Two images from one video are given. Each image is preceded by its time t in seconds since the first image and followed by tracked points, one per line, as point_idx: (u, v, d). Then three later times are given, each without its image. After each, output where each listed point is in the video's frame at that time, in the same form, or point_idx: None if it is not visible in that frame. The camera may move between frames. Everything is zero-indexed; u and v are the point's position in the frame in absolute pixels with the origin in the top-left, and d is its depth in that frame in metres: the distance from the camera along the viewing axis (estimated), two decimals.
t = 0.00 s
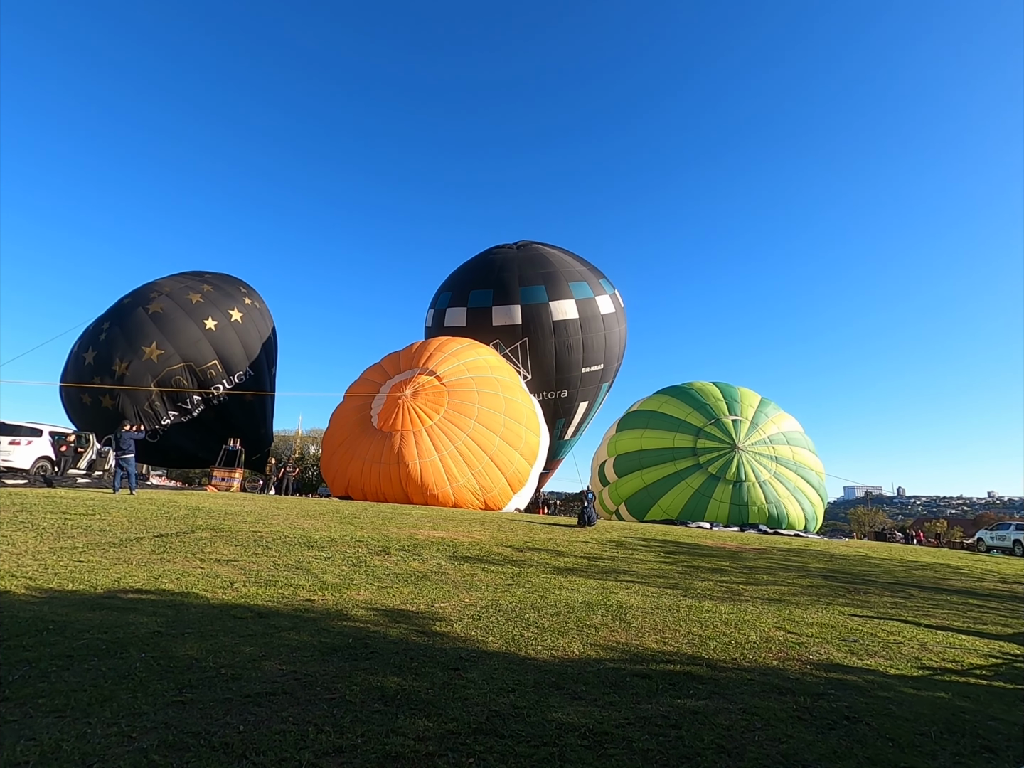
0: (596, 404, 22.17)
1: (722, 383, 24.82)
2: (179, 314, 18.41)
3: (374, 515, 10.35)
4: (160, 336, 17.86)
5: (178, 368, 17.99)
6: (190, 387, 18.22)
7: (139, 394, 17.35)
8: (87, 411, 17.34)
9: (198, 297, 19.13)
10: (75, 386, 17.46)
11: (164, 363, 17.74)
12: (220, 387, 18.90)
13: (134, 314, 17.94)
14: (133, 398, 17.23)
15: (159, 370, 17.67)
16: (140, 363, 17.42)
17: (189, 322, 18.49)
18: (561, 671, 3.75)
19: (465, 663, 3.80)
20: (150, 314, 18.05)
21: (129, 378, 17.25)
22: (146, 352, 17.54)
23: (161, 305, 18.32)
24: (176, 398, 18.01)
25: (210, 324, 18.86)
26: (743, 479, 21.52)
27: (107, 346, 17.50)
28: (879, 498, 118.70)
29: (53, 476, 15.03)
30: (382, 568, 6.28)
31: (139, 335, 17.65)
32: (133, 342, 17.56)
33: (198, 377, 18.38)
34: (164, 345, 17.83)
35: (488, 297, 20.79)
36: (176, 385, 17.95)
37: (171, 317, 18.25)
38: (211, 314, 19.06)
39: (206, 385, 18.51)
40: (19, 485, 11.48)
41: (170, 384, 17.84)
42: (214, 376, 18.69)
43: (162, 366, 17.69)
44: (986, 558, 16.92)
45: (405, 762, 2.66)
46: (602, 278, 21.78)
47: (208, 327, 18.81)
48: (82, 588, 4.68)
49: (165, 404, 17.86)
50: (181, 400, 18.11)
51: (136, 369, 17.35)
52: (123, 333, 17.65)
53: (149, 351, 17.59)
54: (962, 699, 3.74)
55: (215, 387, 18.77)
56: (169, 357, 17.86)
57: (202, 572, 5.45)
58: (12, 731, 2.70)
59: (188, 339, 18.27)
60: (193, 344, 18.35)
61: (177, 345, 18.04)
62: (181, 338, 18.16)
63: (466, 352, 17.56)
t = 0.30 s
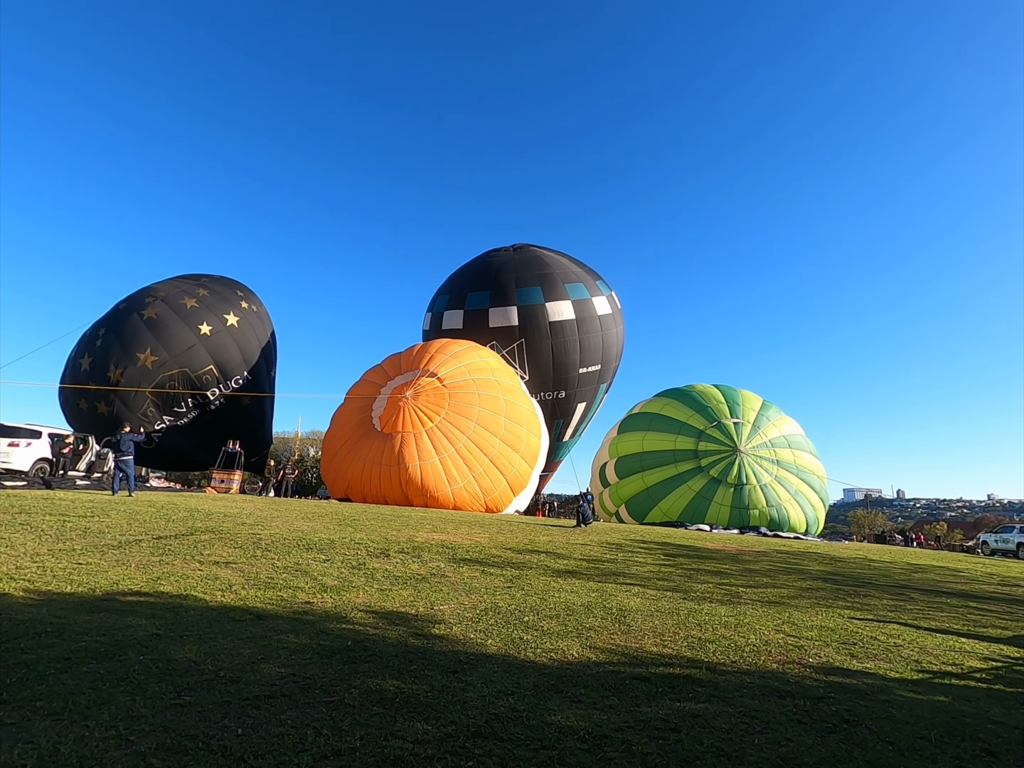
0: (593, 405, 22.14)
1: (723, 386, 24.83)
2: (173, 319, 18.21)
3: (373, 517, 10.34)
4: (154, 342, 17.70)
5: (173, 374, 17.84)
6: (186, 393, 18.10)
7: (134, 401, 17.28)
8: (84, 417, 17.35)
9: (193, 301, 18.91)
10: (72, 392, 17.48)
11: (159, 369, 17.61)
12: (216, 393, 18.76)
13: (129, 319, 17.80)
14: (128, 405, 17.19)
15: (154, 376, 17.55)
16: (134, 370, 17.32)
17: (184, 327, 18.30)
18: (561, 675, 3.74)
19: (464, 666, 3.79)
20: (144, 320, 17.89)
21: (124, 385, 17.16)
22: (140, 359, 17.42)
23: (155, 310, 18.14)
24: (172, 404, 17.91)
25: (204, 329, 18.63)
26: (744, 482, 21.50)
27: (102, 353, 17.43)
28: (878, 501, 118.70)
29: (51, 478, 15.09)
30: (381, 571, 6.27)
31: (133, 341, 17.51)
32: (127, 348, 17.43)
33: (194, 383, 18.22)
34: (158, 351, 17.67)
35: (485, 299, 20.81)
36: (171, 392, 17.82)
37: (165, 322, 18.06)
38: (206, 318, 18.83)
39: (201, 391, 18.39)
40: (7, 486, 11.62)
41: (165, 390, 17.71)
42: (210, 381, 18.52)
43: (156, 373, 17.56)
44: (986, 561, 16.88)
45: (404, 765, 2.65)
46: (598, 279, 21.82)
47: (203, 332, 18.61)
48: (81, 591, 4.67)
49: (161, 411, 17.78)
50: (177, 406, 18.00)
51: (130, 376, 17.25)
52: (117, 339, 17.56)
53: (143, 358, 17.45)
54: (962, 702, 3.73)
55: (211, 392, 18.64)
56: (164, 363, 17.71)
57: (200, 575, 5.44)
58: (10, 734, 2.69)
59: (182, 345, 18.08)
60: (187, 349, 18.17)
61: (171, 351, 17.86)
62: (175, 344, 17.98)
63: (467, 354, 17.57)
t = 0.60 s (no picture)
0: (591, 404, 22.13)
1: (724, 387, 24.84)
2: (167, 323, 18.15)
3: (372, 517, 10.34)
4: (148, 347, 17.71)
5: (167, 377, 17.84)
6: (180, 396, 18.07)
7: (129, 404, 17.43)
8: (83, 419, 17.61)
9: (187, 303, 18.78)
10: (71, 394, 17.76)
11: (152, 374, 17.64)
12: (211, 396, 18.70)
13: (123, 323, 17.85)
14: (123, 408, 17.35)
15: (148, 380, 17.59)
16: (128, 374, 17.41)
17: (177, 330, 18.22)
18: (559, 675, 3.74)
19: (462, 666, 3.79)
20: (138, 323, 17.89)
21: (118, 390, 17.29)
22: (134, 363, 17.46)
23: (149, 313, 18.10)
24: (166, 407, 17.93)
25: (198, 332, 18.51)
26: (744, 482, 21.52)
27: (98, 356, 17.57)
28: (877, 501, 118.86)
29: (49, 477, 15.06)
30: (379, 571, 6.27)
31: (127, 345, 17.56)
32: (121, 352, 17.52)
33: (188, 387, 18.19)
34: (151, 355, 17.69)
35: (481, 299, 20.81)
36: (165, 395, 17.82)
37: (159, 325, 18.02)
38: (200, 321, 18.68)
39: (196, 394, 18.38)
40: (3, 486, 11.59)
41: (159, 395, 17.75)
42: (204, 384, 18.45)
43: (149, 377, 17.58)
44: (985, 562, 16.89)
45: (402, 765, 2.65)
46: (593, 279, 21.85)
47: (198, 335, 18.51)
48: (79, 590, 4.66)
49: (156, 413, 17.88)
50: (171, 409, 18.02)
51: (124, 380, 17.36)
52: (112, 343, 17.63)
53: (136, 362, 17.49)
54: (959, 703, 3.74)
55: (206, 395, 18.61)
56: (157, 367, 17.72)
57: (199, 574, 5.43)
58: (7, 734, 2.68)
59: (175, 348, 18.01)
60: (181, 353, 18.11)
61: (164, 355, 17.83)
62: (168, 348, 17.93)
63: (467, 354, 17.57)
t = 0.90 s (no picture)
0: (588, 404, 22.12)
1: (724, 388, 24.85)
2: (162, 324, 18.10)
3: (370, 516, 10.35)
4: (142, 348, 17.67)
5: (162, 379, 17.80)
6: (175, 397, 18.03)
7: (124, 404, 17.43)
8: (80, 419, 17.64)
9: (183, 304, 18.73)
10: (68, 394, 17.82)
11: (147, 375, 17.60)
12: (206, 397, 18.65)
13: (118, 323, 17.84)
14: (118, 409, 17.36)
15: (142, 382, 17.56)
16: (123, 375, 17.39)
17: (172, 331, 18.17)
18: (556, 674, 3.75)
19: (460, 665, 3.79)
20: (133, 325, 17.86)
21: (113, 390, 17.29)
22: (129, 365, 17.44)
23: (145, 314, 18.06)
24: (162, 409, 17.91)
25: (193, 333, 18.45)
26: (743, 482, 21.54)
27: (93, 357, 17.58)
28: (875, 501, 119.07)
29: (47, 475, 15.01)
30: (377, 570, 6.27)
31: (122, 346, 17.54)
32: (116, 353, 17.51)
33: (184, 388, 18.14)
34: (146, 356, 17.65)
35: (478, 298, 20.81)
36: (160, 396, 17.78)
37: (154, 326, 17.97)
38: (196, 322, 18.62)
39: (191, 396, 18.33)
40: None
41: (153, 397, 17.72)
42: (199, 386, 18.39)
43: (144, 378, 17.56)
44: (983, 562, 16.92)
45: (400, 764, 2.65)
46: (589, 278, 21.85)
47: (193, 336, 18.44)
48: (76, 588, 4.66)
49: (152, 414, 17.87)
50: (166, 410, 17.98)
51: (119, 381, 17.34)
52: (107, 344, 17.62)
53: (131, 363, 17.46)
54: (955, 703, 3.75)
55: (202, 397, 18.56)
56: (152, 369, 17.68)
57: (197, 573, 5.43)
58: (5, 732, 2.68)
59: (170, 349, 17.97)
60: (176, 354, 18.06)
61: (159, 356, 17.79)
62: (163, 349, 17.89)
63: (467, 354, 17.56)
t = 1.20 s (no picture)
0: (586, 402, 22.09)
1: (726, 387, 24.84)
2: (159, 327, 18.06)
3: (371, 516, 10.37)
4: (140, 352, 17.66)
5: (159, 382, 17.78)
6: (173, 401, 18.03)
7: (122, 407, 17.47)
8: (79, 421, 17.71)
9: (180, 306, 18.67)
10: (67, 397, 17.89)
11: (144, 379, 17.59)
12: (205, 400, 18.64)
13: (116, 327, 17.84)
14: (117, 412, 17.41)
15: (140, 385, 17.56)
16: (121, 379, 17.42)
17: (170, 334, 18.13)
18: (557, 672, 3.75)
19: (460, 664, 3.80)
20: (131, 328, 17.85)
21: (111, 394, 17.33)
22: (126, 368, 17.44)
23: (142, 317, 18.04)
24: (161, 411, 17.92)
25: (191, 336, 18.40)
26: (745, 480, 21.55)
27: (91, 360, 17.61)
28: (875, 499, 119.15)
29: (47, 476, 15.00)
30: (378, 569, 6.28)
31: (119, 350, 17.55)
32: (113, 357, 17.52)
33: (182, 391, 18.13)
34: (143, 360, 17.65)
35: (475, 298, 20.81)
36: (158, 399, 17.78)
37: (151, 330, 17.94)
38: (193, 324, 18.57)
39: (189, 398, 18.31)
40: None
41: (151, 400, 17.71)
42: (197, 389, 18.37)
43: (142, 382, 17.56)
44: (984, 560, 16.93)
45: (401, 762, 2.65)
46: (586, 277, 21.86)
47: (190, 339, 18.39)
48: (77, 588, 4.66)
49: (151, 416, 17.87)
50: (165, 413, 17.99)
51: (117, 384, 17.37)
52: (105, 347, 17.63)
53: (128, 367, 17.48)
54: (956, 701, 3.75)
55: (200, 399, 18.55)
56: (149, 373, 17.67)
57: (198, 573, 5.43)
58: (6, 732, 2.68)
59: (168, 353, 17.94)
60: (173, 358, 18.03)
61: (156, 360, 17.77)
62: (161, 352, 17.87)
63: (468, 353, 17.56)
